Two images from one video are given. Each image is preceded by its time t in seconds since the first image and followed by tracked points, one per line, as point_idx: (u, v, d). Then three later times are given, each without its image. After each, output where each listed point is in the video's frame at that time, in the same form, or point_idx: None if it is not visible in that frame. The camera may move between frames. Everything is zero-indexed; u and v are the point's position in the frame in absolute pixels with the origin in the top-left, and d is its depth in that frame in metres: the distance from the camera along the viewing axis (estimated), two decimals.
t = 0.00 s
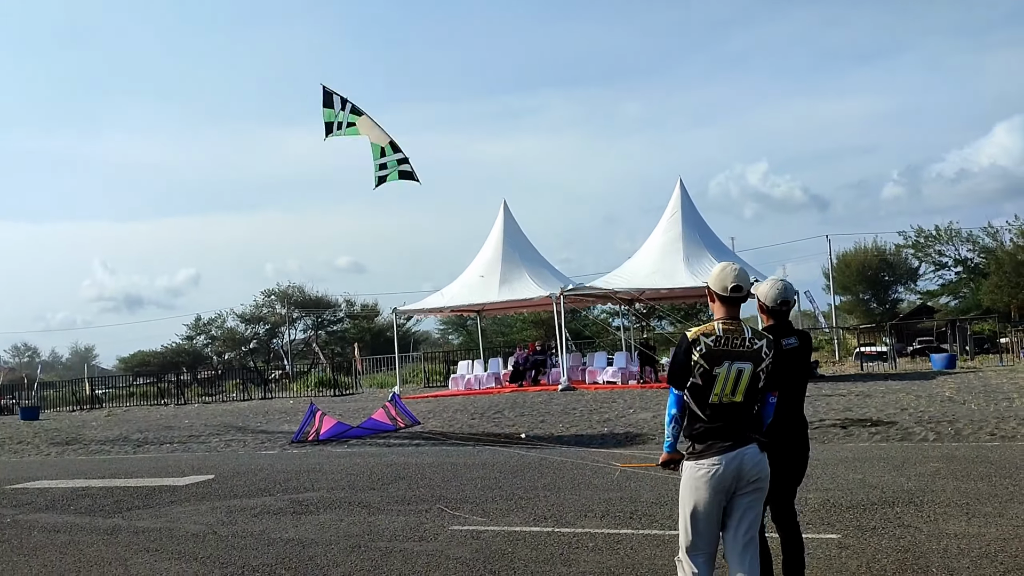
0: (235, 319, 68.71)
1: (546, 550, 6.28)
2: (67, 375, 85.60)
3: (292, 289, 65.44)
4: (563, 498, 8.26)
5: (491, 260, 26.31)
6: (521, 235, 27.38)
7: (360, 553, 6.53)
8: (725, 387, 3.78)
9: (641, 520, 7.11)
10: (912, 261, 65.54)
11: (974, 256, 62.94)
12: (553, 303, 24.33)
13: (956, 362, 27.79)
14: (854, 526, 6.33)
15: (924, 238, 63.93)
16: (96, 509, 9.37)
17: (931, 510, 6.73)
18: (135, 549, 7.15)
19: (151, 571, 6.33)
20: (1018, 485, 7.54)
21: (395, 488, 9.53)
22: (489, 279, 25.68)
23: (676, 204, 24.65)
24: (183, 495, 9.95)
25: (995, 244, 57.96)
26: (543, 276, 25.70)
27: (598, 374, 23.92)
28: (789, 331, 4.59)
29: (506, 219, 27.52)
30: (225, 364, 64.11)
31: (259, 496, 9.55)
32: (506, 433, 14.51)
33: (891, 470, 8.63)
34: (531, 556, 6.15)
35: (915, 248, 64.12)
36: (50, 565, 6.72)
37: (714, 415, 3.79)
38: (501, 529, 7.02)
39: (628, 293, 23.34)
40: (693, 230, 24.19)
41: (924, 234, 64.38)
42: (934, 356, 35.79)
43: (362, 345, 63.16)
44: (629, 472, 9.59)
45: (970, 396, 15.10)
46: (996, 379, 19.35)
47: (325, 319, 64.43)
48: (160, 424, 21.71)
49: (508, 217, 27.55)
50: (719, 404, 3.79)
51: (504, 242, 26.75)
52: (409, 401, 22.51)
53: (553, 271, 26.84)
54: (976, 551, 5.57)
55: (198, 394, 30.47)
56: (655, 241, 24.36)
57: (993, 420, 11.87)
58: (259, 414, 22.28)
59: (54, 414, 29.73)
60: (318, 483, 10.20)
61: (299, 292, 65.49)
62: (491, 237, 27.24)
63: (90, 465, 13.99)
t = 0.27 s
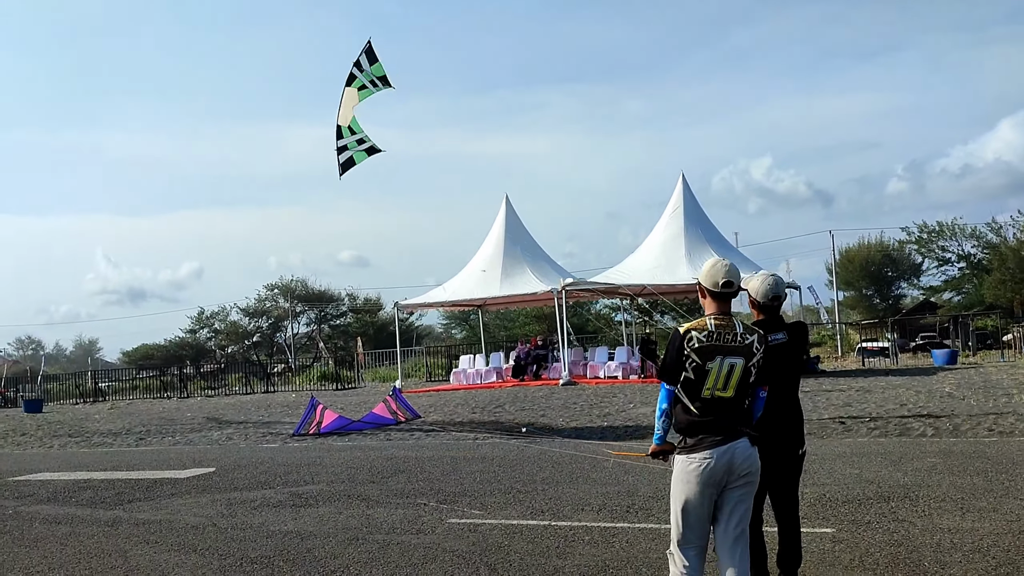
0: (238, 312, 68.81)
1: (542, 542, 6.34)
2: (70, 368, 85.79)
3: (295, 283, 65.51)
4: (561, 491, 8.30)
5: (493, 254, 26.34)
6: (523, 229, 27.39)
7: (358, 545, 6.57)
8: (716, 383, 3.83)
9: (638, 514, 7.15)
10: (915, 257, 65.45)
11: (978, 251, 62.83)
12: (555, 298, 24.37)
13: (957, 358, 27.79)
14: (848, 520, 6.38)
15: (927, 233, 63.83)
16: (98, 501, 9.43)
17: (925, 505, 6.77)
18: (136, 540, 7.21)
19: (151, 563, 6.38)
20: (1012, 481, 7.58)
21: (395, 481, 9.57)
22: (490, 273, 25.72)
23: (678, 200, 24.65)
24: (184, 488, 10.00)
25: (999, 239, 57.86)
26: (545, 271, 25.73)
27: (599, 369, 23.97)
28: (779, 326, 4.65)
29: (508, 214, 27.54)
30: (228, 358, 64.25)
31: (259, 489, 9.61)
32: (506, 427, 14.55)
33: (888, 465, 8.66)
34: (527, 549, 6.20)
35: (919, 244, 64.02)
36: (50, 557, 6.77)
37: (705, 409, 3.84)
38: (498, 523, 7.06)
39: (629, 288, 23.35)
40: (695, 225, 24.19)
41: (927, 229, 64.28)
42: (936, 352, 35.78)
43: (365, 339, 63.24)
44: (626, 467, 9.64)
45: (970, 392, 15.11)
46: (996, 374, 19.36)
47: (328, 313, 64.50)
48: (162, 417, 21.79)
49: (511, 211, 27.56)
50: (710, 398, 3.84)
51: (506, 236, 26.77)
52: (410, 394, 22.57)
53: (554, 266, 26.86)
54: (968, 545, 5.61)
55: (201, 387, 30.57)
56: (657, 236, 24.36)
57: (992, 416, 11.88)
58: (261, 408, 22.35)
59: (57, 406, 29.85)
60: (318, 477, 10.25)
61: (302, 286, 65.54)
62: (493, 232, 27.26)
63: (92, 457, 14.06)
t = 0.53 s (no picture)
0: (241, 309, 68.87)
1: (541, 538, 6.35)
2: (73, 364, 85.92)
3: (297, 279, 65.57)
4: (561, 487, 8.32)
5: (495, 251, 26.35)
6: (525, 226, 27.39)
7: (358, 541, 6.59)
8: (712, 379, 3.84)
9: (637, 510, 7.16)
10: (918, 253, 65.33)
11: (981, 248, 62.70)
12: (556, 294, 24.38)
13: (959, 355, 27.77)
14: (847, 516, 6.39)
15: (931, 230, 63.71)
16: (100, 496, 9.47)
17: (924, 501, 6.77)
18: (137, 536, 7.24)
19: (151, 558, 6.40)
20: (1012, 477, 7.58)
21: (395, 477, 9.60)
22: (492, 270, 25.73)
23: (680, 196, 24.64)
24: (186, 483, 10.04)
25: (1002, 236, 57.75)
26: (547, 268, 25.74)
27: (601, 365, 23.98)
28: (784, 325, 4.68)
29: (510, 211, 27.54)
30: (231, 354, 64.31)
31: (260, 484, 9.64)
32: (507, 423, 14.58)
33: (888, 462, 8.67)
34: (526, 544, 6.21)
35: (922, 240, 63.94)
36: (51, 552, 6.81)
37: (700, 405, 3.85)
38: (497, 518, 7.08)
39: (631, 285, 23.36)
40: (697, 222, 24.18)
41: (930, 226, 64.19)
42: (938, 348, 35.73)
43: (367, 335, 63.30)
44: (626, 463, 9.65)
45: (971, 388, 15.11)
46: (998, 371, 19.35)
47: (330, 309, 64.56)
48: (165, 413, 21.84)
49: (512, 208, 27.57)
50: (705, 394, 3.85)
51: (508, 232, 26.79)
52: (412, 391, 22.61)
53: (556, 262, 26.87)
54: (966, 541, 5.63)
55: (204, 383, 30.63)
56: (659, 233, 24.36)
57: (992, 412, 11.89)
58: (263, 404, 22.39)
59: (60, 402, 29.91)
60: (319, 473, 10.28)
61: (305, 282, 65.59)
62: (496, 228, 27.27)
63: (95, 453, 14.10)
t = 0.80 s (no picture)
0: (240, 307, 68.92)
1: (539, 536, 6.37)
2: (73, 362, 85.95)
3: (297, 278, 65.63)
4: (560, 486, 8.34)
5: (495, 249, 26.36)
6: (525, 224, 27.40)
7: (356, 539, 6.61)
8: (708, 377, 3.86)
9: (635, 508, 7.18)
10: (918, 252, 65.37)
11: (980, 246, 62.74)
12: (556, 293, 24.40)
13: (958, 354, 27.81)
14: (844, 514, 6.41)
15: (930, 228, 63.75)
16: (99, 494, 9.49)
17: (922, 500, 6.79)
18: (136, 533, 7.26)
19: (151, 555, 6.42)
20: (1011, 476, 7.58)
21: (394, 475, 9.62)
22: (492, 269, 25.73)
23: (679, 195, 24.64)
24: (185, 481, 10.06)
25: (1001, 234, 57.79)
26: (546, 266, 25.76)
27: (600, 364, 24.00)
28: (804, 325, 4.49)
29: (510, 209, 27.55)
30: (231, 352, 64.38)
31: (260, 482, 9.66)
32: (506, 421, 14.60)
33: (885, 460, 8.68)
34: (524, 542, 6.23)
35: (922, 239, 64.00)
36: (50, 549, 6.83)
37: (696, 403, 3.88)
38: (496, 516, 7.10)
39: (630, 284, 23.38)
40: (696, 220, 24.19)
41: (929, 225, 64.25)
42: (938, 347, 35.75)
43: (367, 334, 63.37)
44: (624, 461, 9.67)
45: (969, 387, 15.14)
46: (997, 370, 19.38)
47: (330, 307, 64.64)
48: (164, 411, 21.87)
49: (512, 206, 27.58)
50: (702, 392, 3.87)
51: (508, 231, 26.79)
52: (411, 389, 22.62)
53: (556, 261, 26.88)
54: (962, 539, 5.64)
55: (203, 382, 30.66)
56: (658, 232, 24.36)
57: (990, 411, 11.91)
58: (263, 402, 22.41)
59: (59, 400, 29.95)
60: (318, 470, 10.30)
61: (304, 281, 65.62)
62: (495, 227, 27.28)
63: (94, 451, 14.13)
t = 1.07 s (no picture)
0: (234, 305, 68.80)
1: (532, 535, 6.37)
2: (67, 360, 85.75)
3: (291, 276, 65.54)
4: (553, 485, 8.35)
5: (490, 248, 26.34)
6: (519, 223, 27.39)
7: (349, 537, 6.60)
8: (700, 376, 3.87)
9: (628, 507, 7.19)
10: (911, 252, 65.54)
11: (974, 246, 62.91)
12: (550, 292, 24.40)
13: (951, 353, 27.90)
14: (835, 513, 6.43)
15: (924, 228, 63.90)
16: (91, 493, 9.46)
17: (913, 498, 6.82)
18: (128, 532, 7.24)
19: (142, 554, 6.41)
20: (1003, 475, 7.61)
21: (387, 474, 9.61)
22: (486, 267, 25.71)
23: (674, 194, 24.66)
24: (178, 480, 10.04)
25: (995, 235, 57.97)
26: (541, 265, 25.76)
27: (595, 363, 24.01)
28: (817, 317, 4.50)
29: (504, 208, 27.54)
30: (225, 351, 64.26)
31: (252, 481, 9.64)
32: (500, 420, 14.60)
33: (878, 459, 8.70)
34: (517, 541, 6.23)
35: (916, 239, 64.12)
36: (41, 548, 6.81)
37: (688, 403, 3.88)
38: (489, 515, 7.10)
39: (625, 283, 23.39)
40: (690, 220, 24.21)
41: (923, 225, 64.39)
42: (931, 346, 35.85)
43: (361, 332, 63.32)
44: (617, 460, 9.66)
45: (962, 386, 15.18)
46: (989, 369, 19.44)
47: (324, 306, 64.57)
48: (157, 409, 21.82)
49: (507, 205, 27.57)
50: (694, 392, 3.88)
51: (503, 230, 26.78)
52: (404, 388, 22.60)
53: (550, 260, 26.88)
54: (953, 538, 5.67)
55: (197, 380, 30.59)
56: (653, 231, 24.37)
57: (983, 410, 11.95)
58: (256, 401, 22.38)
59: (52, 398, 29.85)
60: (311, 469, 10.28)
61: (298, 279, 65.52)
62: (489, 225, 27.26)
63: (86, 450, 14.08)
